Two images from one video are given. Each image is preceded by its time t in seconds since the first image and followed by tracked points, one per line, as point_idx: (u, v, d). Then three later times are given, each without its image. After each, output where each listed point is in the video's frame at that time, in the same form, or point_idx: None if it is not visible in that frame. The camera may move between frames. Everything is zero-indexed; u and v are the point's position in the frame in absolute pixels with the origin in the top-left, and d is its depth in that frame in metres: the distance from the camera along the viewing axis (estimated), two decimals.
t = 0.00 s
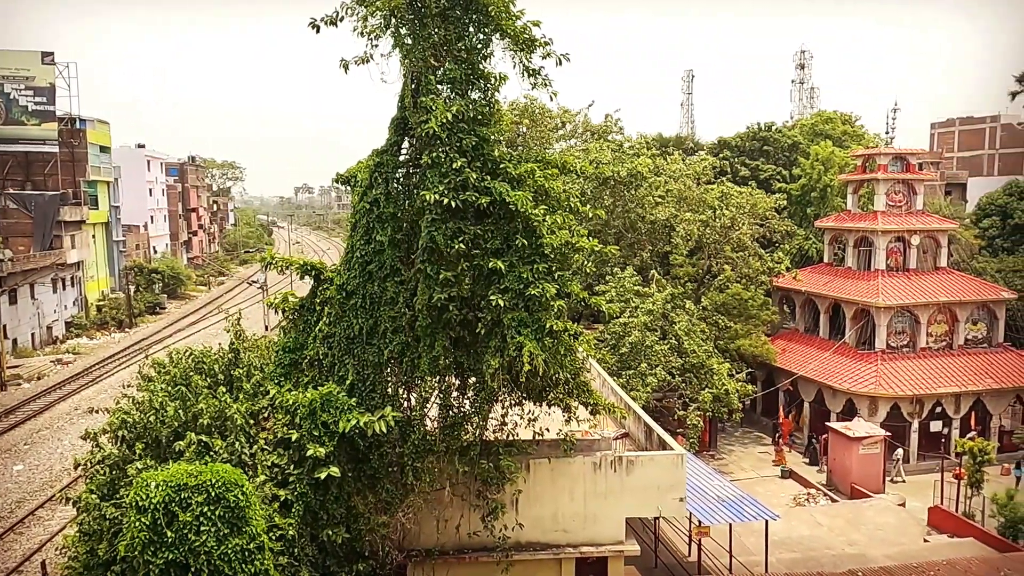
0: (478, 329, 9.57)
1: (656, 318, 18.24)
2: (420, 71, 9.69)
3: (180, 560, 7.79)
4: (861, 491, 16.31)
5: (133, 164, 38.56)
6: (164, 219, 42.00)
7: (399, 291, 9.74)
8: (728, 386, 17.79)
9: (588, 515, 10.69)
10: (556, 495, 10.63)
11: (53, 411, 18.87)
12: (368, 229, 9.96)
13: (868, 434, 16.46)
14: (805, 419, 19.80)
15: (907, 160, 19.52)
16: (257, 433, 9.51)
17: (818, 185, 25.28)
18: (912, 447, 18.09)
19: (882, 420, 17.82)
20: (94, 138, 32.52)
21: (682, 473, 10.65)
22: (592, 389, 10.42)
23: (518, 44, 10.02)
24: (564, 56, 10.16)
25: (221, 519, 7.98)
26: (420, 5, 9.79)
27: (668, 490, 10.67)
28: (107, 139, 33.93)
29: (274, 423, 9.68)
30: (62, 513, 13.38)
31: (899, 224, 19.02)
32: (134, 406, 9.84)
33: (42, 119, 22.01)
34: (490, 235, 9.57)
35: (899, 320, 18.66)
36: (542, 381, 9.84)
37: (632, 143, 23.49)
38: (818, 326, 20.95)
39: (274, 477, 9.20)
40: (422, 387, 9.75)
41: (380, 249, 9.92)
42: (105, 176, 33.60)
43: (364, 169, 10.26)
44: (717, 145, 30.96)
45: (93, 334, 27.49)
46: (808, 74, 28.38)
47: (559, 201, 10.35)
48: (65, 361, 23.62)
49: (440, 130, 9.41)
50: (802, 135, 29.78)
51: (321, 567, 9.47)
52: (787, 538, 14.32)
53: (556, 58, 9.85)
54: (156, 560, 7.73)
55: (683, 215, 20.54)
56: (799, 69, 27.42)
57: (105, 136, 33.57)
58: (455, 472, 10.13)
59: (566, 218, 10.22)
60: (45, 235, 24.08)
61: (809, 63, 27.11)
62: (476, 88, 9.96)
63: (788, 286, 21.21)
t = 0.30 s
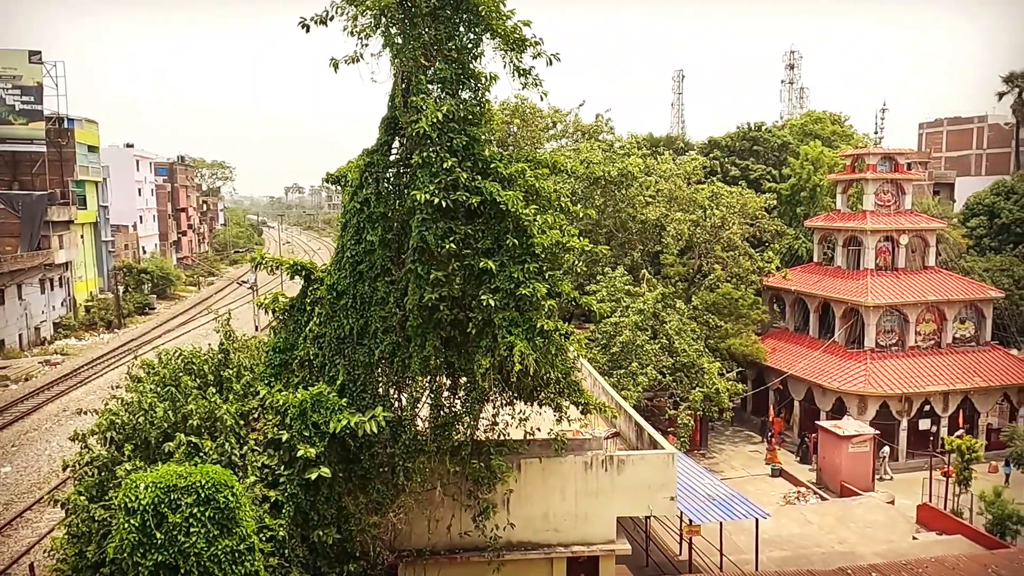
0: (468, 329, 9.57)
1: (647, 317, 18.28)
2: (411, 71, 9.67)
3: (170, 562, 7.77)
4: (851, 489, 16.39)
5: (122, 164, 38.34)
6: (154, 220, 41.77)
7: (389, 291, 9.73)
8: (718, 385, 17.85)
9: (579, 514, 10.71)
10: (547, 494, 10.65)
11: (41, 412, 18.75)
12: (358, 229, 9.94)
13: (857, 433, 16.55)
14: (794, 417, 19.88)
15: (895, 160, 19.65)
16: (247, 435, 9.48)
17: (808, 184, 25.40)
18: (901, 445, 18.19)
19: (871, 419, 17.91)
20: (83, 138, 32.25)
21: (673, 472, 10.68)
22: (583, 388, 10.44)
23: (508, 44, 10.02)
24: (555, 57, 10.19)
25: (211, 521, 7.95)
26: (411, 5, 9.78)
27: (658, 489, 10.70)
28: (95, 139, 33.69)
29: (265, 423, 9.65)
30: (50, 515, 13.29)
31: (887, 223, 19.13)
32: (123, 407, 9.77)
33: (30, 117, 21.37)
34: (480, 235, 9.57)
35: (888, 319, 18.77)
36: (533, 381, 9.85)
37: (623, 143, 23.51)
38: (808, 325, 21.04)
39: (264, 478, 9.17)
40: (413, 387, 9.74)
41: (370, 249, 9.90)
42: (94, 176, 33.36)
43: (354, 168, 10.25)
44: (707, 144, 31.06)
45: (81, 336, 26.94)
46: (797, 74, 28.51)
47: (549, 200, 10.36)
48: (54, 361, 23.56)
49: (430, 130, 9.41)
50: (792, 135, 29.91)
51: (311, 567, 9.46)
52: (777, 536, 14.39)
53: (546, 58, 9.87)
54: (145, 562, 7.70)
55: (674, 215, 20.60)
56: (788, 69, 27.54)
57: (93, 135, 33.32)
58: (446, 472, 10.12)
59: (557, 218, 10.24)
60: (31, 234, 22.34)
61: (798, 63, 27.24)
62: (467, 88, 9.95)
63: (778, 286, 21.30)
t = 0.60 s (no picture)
0: (459, 329, 9.57)
1: (637, 317, 18.33)
2: (401, 70, 9.66)
3: (159, 564, 7.73)
4: (840, 487, 16.49)
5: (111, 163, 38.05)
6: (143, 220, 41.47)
7: (380, 291, 9.72)
8: (709, 384, 17.90)
9: (570, 513, 10.72)
10: (538, 494, 10.66)
11: (28, 414, 18.62)
12: (349, 229, 9.91)
13: (847, 431, 16.65)
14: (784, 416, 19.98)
15: (883, 160, 19.80)
16: (237, 435, 9.46)
17: (797, 184, 25.52)
18: (890, 443, 18.30)
19: (860, 417, 18.01)
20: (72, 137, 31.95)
21: (664, 471, 10.71)
22: (574, 388, 10.45)
23: (499, 44, 10.02)
24: (545, 57, 10.22)
25: (201, 522, 7.92)
26: (401, 4, 9.77)
27: (649, 488, 10.72)
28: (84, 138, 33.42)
29: (254, 424, 9.61)
30: (38, 517, 13.19)
31: (876, 222, 19.27)
32: (112, 408, 9.70)
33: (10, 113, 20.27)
34: (471, 235, 9.55)
35: (876, 318, 18.89)
36: (524, 381, 9.86)
37: (613, 142, 23.53)
38: (798, 324, 21.14)
39: (254, 479, 9.15)
40: (404, 387, 9.73)
41: (361, 249, 9.87)
42: (82, 176, 33.07)
43: (345, 168, 10.22)
44: (698, 144, 31.12)
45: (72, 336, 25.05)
46: (787, 74, 28.62)
47: (540, 200, 10.36)
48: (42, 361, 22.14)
49: (421, 129, 9.40)
50: (782, 135, 30.04)
51: (302, 568, 9.43)
52: (766, 534, 14.46)
53: (537, 57, 9.89)
54: (134, 564, 7.66)
55: (664, 215, 20.65)
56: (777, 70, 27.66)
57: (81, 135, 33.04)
58: (437, 472, 10.10)
59: (547, 217, 10.25)
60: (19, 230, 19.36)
61: (787, 63, 27.36)
62: (457, 88, 9.95)
63: (768, 285, 21.40)
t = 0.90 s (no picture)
0: (449, 329, 9.57)
1: (628, 316, 18.37)
2: (391, 69, 9.65)
3: (148, 565, 7.69)
4: (829, 485, 16.57)
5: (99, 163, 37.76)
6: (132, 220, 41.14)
7: (370, 291, 9.72)
8: (699, 383, 17.95)
9: (561, 513, 10.73)
10: (529, 494, 10.66)
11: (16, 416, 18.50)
12: (339, 229, 9.89)
13: (836, 429, 16.74)
14: (774, 415, 20.08)
15: (872, 160, 19.92)
16: (227, 436, 9.43)
17: (787, 184, 25.63)
18: (879, 441, 18.41)
19: (849, 415, 18.11)
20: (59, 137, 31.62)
21: (654, 470, 10.73)
22: (565, 388, 10.47)
23: (488, 43, 10.02)
24: (535, 57, 10.24)
25: (190, 523, 7.88)
26: (390, 4, 9.75)
27: (640, 487, 10.74)
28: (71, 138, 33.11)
29: (244, 425, 9.58)
30: (26, 519, 13.08)
31: (864, 222, 19.39)
32: (100, 409, 9.63)
33: None
34: (462, 234, 9.55)
35: (866, 317, 19.00)
36: (515, 380, 9.85)
37: (604, 142, 23.56)
38: (788, 323, 21.24)
39: (244, 480, 9.12)
40: (394, 388, 9.73)
41: (351, 249, 9.86)
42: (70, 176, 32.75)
43: (335, 167, 10.20)
44: (688, 144, 31.17)
45: (57, 338, 23.28)
46: (776, 74, 28.74)
47: (530, 199, 10.38)
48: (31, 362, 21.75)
49: (411, 128, 9.39)
50: (771, 135, 30.16)
51: (292, 569, 9.41)
52: (756, 532, 14.52)
53: (527, 57, 9.91)
54: (122, 566, 7.61)
55: (655, 215, 20.70)
56: (767, 70, 27.76)
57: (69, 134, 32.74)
58: (428, 473, 10.09)
59: (537, 217, 10.27)
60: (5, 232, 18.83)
61: (777, 63, 27.46)
62: (447, 87, 9.94)
63: (758, 284, 21.48)
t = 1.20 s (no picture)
0: (402, 329, 9.50)
1: (582, 314, 18.48)
2: (341, 68, 9.54)
3: None
4: (778, 478, 16.93)
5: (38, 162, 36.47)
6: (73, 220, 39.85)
7: (321, 291, 9.61)
8: (652, 380, 18.17)
9: (515, 511, 10.76)
10: (483, 493, 10.66)
11: None
12: (288, 229, 9.74)
13: (784, 423, 17.13)
14: (724, 410, 20.42)
15: (817, 159, 20.42)
16: (174, 441, 9.23)
17: (735, 183, 26.10)
18: (826, 434, 18.88)
19: (797, 409, 18.55)
20: None
21: (608, 466, 10.82)
22: (519, 386, 10.49)
23: (439, 42, 10.00)
24: (486, 56, 10.25)
25: (136, 532, 7.69)
26: (340, 1, 9.65)
27: (594, 484, 10.83)
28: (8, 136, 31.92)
29: (192, 429, 9.38)
30: None
31: (810, 221, 19.87)
32: (40, 416, 9.33)
33: None
34: (413, 234, 9.49)
35: (812, 312, 19.47)
36: (469, 380, 9.84)
37: (556, 142, 23.66)
38: (737, 320, 21.64)
39: (192, 486, 8.94)
40: (347, 389, 9.62)
41: (301, 249, 9.73)
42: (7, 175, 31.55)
43: (284, 166, 10.06)
44: (640, 143, 31.51)
45: None
46: (725, 75, 29.24)
47: (482, 199, 10.38)
48: None
49: (361, 127, 9.31)
50: (721, 135, 30.70)
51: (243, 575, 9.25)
52: (708, 525, 14.77)
53: (478, 56, 9.91)
54: None
55: (608, 213, 20.87)
56: (716, 71, 28.22)
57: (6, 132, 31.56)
58: (382, 474, 10.01)
59: (490, 215, 10.28)
60: None
61: (725, 65, 27.95)
62: (398, 86, 9.88)
63: (708, 282, 21.85)
